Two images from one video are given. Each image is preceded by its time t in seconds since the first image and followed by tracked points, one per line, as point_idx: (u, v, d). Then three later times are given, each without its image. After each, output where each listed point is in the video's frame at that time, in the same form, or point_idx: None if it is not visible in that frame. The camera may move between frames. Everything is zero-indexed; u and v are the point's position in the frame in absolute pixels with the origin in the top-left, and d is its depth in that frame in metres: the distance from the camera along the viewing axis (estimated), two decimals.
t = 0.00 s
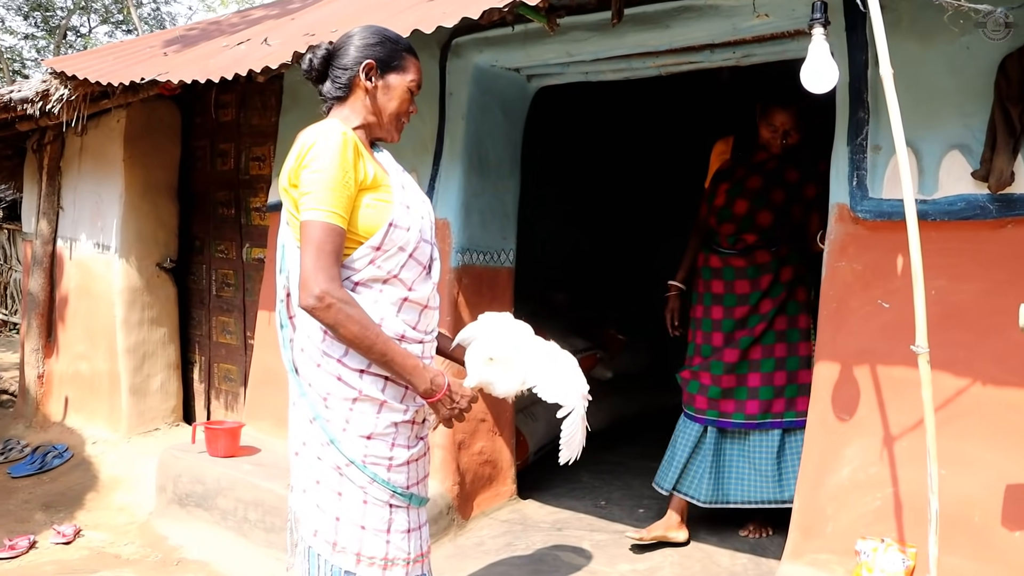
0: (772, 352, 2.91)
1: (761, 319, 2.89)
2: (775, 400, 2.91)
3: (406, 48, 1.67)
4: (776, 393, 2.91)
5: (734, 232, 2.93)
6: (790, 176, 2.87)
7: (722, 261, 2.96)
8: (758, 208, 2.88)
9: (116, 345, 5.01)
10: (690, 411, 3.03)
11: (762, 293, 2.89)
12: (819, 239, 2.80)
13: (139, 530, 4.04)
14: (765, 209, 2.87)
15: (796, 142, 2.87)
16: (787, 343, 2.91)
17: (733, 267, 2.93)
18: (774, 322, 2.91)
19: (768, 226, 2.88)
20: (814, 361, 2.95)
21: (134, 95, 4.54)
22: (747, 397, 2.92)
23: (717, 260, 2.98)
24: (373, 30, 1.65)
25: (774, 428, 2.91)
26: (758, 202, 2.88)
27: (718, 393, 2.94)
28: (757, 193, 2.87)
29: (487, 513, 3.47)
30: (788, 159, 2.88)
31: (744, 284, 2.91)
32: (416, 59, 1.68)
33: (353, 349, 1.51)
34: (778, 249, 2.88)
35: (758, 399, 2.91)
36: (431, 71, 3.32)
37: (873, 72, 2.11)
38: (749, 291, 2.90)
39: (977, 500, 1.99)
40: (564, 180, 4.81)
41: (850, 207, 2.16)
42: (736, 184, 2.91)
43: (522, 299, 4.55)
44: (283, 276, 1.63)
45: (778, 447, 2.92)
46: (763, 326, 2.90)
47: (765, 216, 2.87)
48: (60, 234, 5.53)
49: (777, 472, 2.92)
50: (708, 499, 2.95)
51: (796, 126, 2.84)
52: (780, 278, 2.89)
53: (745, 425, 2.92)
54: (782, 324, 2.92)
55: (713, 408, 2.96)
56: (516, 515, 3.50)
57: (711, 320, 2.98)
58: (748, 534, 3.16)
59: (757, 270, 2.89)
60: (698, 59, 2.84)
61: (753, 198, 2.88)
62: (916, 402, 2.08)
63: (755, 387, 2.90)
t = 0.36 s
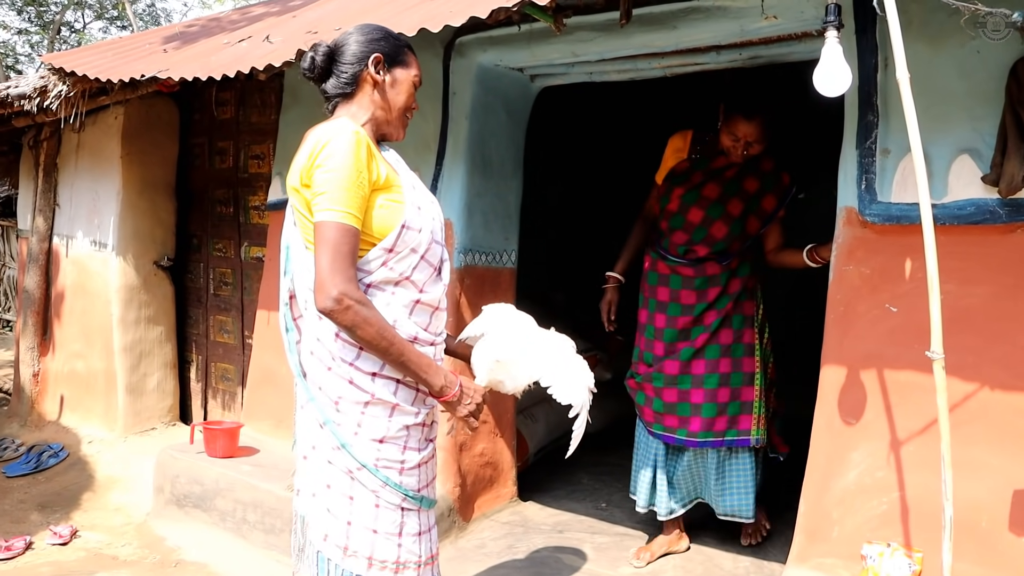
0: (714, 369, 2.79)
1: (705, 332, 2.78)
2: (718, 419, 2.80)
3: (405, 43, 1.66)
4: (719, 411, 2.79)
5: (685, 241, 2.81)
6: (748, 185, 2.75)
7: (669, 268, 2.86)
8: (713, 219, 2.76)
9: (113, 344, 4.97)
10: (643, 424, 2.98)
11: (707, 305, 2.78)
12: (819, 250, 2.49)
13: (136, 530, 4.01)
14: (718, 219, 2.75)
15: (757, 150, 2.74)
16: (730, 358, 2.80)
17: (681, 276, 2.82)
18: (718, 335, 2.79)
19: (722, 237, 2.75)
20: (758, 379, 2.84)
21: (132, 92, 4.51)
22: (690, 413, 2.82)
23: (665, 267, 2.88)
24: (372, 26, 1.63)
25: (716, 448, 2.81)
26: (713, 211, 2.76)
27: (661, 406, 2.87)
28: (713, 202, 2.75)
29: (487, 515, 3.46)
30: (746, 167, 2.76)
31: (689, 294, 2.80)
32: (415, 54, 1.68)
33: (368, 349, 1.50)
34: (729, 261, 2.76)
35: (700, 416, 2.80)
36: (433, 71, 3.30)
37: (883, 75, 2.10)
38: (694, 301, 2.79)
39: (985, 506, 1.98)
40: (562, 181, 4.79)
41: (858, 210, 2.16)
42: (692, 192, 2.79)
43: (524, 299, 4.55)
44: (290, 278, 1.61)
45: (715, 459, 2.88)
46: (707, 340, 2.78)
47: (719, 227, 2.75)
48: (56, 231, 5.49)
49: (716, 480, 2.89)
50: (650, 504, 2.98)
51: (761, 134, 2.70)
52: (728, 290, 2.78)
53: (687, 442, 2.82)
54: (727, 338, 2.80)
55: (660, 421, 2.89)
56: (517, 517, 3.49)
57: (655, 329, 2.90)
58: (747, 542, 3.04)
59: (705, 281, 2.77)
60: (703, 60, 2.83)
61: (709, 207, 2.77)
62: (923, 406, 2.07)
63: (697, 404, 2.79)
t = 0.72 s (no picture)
0: (683, 372, 2.68)
1: (678, 336, 2.66)
2: (682, 423, 2.68)
3: (393, 41, 1.67)
4: (684, 415, 2.68)
5: (662, 246, 2.67)
6: (723, 181, 2.65)
7: (644, 274, 2.71)
8: (691, 220, 2.63)
9: (113, 346, 4.98)
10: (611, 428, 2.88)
11: (682, 311, 2.65)
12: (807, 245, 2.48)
13: (139, 532, 4.02)
14: (696, 221, 2.63)
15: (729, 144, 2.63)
16: (702, 363, 2.68)
17: (657, 283, 2.68)
18: (692, 340, 2.67)
19: (700, 239, 2.63)
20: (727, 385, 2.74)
21: (131, 95, 4.52)
22: (655, 416, 2.70)
23: (639, 274, 2.73)
24: (360, 27, 1.63)
25: (677, 454, 2.68)
26: (691, 212, 2.64)
27: (633, 409, 2.76)
28: (690, 203, 2.63)
29: (489, 514, 3.46)
30: (717, 163, 2.66)
31: (665, 300, 2.67)
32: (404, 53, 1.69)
33: (379, 348, 1.51)
34: (706, 264, 2.66)
35: (665, 418, 2.69)
36: (432, 71, 3.30)
37: (880, 73, 2.11)
38: (668, 305, 2.67)
39: (984, 501, 1.99)
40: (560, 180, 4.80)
41: (857, 208, 2.16)
42: (669, 194, 2.67)
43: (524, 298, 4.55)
44: (297, 280, 1.61)
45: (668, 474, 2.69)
46: (678, 344, 2.67)
47: (697, 229, 2.63)
48: (55, 234, 5.49)
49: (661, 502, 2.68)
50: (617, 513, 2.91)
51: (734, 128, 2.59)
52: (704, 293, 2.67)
53: (650, 446, 2.72)
54: (700, 342, 2.68)
55: (628, 427, 2.79)
56: (518, 515, 3.50)
57: (630, 338, 2.75)
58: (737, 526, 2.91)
59: (683, 286, 2.64)
60: (701, 59, 2.84)
61: (686, 208, 2.64)
62: (923, 401, 2.08)
63: (662, 407, 2.69)
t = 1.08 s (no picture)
0: (672, 386, 2.55)
1: (668, 349, 2.51)
2: (677, 440, 2.58)
3: (390, 50, 1.70)
4: (679, 430, 2.57)
5: (643, 257, 2.48)
6: (699, 182, 2.51)
7: (625, 285, 2.53)
8: (672, 225, 2.47)
9: (114, 349, 5.00)
10: (586, 454, 2.66)
11: (670, 322, 2.50)
12: (795, 243, 2.51)
13: (141, 533, 4.04)
14: (678, 227, 2.47)
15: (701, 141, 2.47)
16: (689, 374, 2.57)
17: (640, 293, 2.50)
18: (680, 351, 2.55)
19: (683, 245, 2.48)
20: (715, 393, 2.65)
21: (131, 99, 4.54)
22: (646, 433, 2.57)
23: (619, 286, 2.54)
24: (358, 35, 1.66)
25: (673, 470, 2.60)
26: (670, 217, 2.48)
27: (616, 432, 2.56)
28: (669, 208, 2.47)
29: (488, 514, 3.49)
30: (690, 163, 2.51)
31: (652, 312, 2.50)
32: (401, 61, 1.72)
33: (380, 346, 1.54)
34: (690, 270, 2.53)
35: (660, 437, 2.57)
36: (429, 74, 3.33)
37: (872, 74, 2.13)
38: (654, 317, 2.50)
39: (977, 498, 2.01)
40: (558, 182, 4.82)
41: (849, 208, 2.19)
42: (646, 199, 2.49)
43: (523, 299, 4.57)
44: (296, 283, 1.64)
45: (661, 494, 2.61)
46: (668, 357, 2.52)
47: (679, 235, 2.47)
48: (57, 238, 5.52)
49: (653, 519, 2.60)
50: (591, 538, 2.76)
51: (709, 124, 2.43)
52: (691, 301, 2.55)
53: (644, 468, 2.58)
54: (688, 352, 2.56)
55: (610, 451, 2.60)
56: (517, 515, 3.52)
57: (612, 355, 2.56)
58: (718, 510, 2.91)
59: (669, 295, 2.49)
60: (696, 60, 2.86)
61: (664, 215, 2.48)
62: (916, 399, 2.10)
63: (656, 425, 2.55)
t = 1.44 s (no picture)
0: (661, 394, 2.44)
1: (658, 355, 2.40)
2: (663, 446, 2.48)
3: (399, 60, 1.74)
4: (665, 437, 2.48)
5: (633, 262, 2.36)
6: (685, 183, 2.39)
7: (613, 295, 2.39)
8: (661, 229, 2.36)
9: (122, 354, 5.06)
10: (564, 461, 2.52)
11: (660, 328, 2.39)
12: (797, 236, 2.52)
13: (150, 535, 4.10)
14: (668, 230, 2.36)
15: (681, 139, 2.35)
16: (678, 381, 2.47)
17: (629, 301, 2.38)
18: (670, 358, 2.44)
19: (673, 249, 2.38)
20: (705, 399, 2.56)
21: (137, 108, 4.61)
22: (633, 443, 2.45)
23: (608, 293, 2.39)
24: (367, 46, 1.71)
25: (661, 479, 2.50)
26: (660, 221, 2.36)
27: (600, 438, 2.44)
28: (658, 212, 2.35)
29: (491, 513, 3.54)
30: (674, 164, 2.39)
31: (642, 317, 2.37)
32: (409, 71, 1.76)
33: (376, 347, 1.59)
34: (679, 274, 2.43)
35: (646, 444, 2.46)
36: (430, 81, 3.39)
37: (863, 79, 2.18)
38: (645, 322, 2.38)
39: (969, 492, 2.05)
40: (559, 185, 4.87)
41: (841, 210, 2.24)
42: (635, 204, 2.36)
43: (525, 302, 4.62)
44: (299, 287, 1.69)
45: (648, 502, 2.52)
46: (658, 364, 2.41)
47: (669, 238, 2.36)
48: (64, 245, 5.59)
49: (641, 526, 2.52)
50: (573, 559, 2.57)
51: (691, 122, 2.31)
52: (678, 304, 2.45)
53: (629, 475, 2.47)
54: (676, 358, 2.46)
55: (591, 458, 2.47)
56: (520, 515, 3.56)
57: (600, 360, 2.42)
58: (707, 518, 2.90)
59: (659, 302, 2.38)
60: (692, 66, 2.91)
61: (654, 219, 2.35)
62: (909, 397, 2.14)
63: (643, 433, 2.44)
